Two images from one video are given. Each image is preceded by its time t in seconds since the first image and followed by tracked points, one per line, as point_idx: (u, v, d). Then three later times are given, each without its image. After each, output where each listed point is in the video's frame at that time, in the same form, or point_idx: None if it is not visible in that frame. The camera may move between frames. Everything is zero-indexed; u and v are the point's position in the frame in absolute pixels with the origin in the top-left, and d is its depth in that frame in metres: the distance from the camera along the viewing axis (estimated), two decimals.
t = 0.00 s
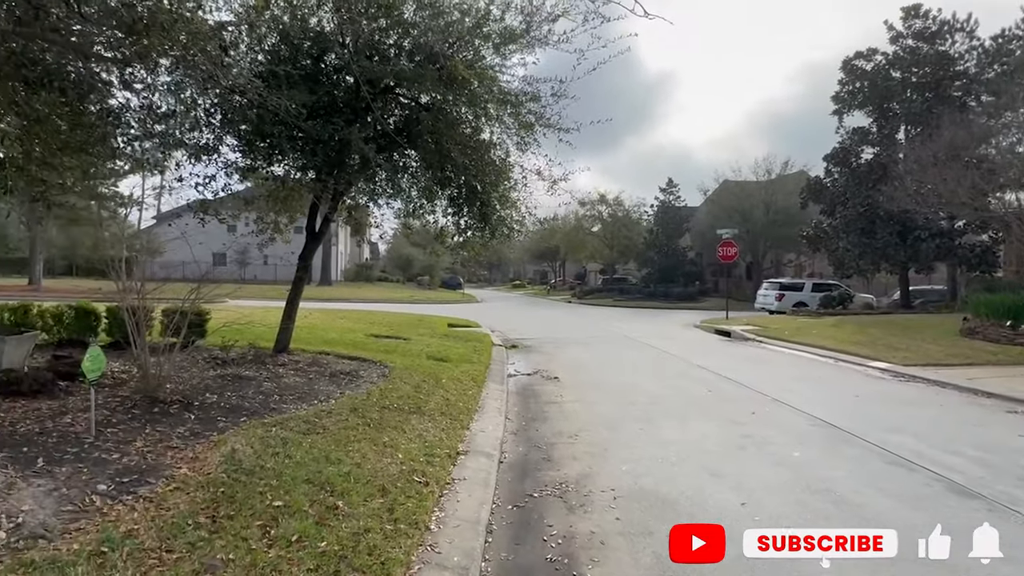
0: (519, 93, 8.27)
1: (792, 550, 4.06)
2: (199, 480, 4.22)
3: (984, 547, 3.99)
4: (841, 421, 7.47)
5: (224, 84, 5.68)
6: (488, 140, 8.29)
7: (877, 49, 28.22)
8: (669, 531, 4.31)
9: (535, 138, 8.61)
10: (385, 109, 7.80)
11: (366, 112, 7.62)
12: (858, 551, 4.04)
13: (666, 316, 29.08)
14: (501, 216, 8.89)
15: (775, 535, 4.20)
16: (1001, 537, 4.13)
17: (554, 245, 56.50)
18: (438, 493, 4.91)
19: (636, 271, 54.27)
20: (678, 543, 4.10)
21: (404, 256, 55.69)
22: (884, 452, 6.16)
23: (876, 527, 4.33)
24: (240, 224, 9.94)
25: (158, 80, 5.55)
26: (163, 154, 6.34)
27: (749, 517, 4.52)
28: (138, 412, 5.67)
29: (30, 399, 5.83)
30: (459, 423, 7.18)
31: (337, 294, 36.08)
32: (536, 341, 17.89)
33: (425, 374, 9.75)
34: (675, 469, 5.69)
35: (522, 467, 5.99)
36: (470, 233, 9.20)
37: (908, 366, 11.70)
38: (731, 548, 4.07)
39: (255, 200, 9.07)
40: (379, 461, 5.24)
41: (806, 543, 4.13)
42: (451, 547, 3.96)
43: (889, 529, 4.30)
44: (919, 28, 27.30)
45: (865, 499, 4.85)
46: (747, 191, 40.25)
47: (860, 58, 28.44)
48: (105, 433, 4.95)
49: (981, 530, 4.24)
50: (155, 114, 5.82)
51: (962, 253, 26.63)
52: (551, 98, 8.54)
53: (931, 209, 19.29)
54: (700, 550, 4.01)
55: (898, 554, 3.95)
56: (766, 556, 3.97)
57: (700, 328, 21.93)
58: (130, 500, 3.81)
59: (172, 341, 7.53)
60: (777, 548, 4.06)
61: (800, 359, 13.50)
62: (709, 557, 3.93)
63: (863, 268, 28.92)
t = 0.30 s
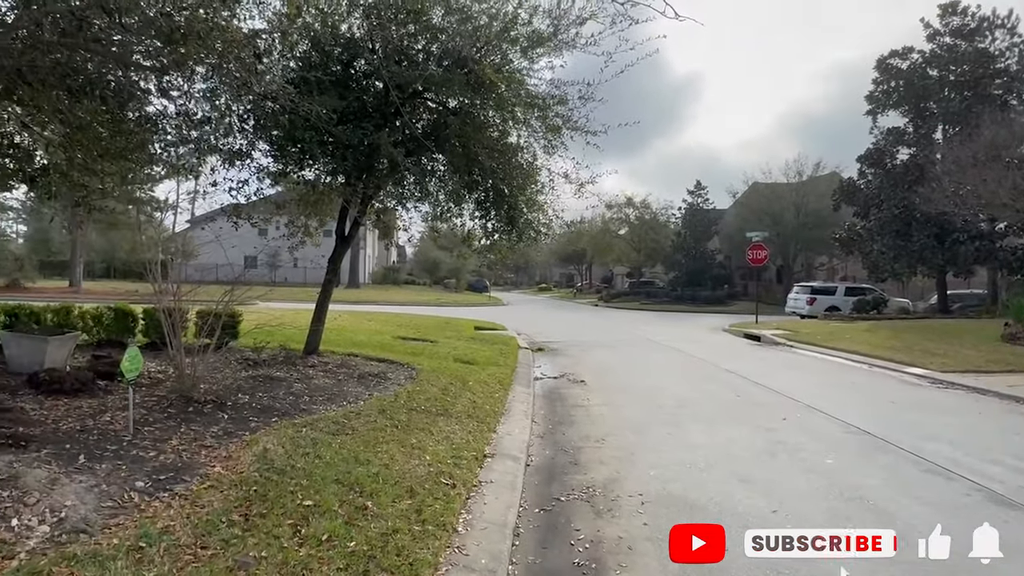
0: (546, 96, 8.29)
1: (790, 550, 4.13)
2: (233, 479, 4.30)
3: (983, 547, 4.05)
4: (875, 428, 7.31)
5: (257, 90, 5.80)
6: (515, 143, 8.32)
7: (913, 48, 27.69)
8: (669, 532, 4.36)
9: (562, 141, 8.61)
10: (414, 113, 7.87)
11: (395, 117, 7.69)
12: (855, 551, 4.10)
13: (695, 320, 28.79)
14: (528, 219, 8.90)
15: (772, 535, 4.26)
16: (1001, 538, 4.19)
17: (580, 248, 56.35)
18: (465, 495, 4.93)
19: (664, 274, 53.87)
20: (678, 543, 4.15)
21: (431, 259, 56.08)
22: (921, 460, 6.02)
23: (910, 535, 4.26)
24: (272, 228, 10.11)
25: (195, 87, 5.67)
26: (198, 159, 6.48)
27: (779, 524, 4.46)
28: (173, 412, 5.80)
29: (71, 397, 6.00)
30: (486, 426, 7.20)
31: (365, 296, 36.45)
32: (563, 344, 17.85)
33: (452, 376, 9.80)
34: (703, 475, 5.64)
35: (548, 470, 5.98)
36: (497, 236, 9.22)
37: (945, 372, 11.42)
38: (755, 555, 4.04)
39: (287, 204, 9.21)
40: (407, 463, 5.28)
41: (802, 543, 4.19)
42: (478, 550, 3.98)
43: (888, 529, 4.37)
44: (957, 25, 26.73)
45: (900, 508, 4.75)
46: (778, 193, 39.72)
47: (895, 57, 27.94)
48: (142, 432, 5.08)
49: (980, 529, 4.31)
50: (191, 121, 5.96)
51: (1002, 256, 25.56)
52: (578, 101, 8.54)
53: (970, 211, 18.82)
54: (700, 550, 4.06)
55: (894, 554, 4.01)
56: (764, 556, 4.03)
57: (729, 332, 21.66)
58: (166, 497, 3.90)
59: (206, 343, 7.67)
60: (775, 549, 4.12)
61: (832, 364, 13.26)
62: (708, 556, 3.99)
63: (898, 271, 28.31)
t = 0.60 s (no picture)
0: (559, 96, 8.27)
1: (790, 550, 4.14)
2: (247, 478, 4.33)
3: (983, 547, 4.08)
4: (892, 432, 7.23)
5: (273, 92, 5.85)
6: (528, 144, 8.31)
7: (931, 47, 27.38)
8: (669, 533, 4.35)
9: (576, 142, 8.60)
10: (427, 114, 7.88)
11: (408, 119, 7.71)
12: (854, 551, 4.12)
13: (708, 322, 28.61)
14: (540, 220, 8.88)
15: (771, 535, 4.28)
16: (1000, 538, 4.23)
17: (593, 249, 56.23)
18: (477, 496, 4.92)
19: (676, 276, 53.62)
20: (679, 543, 4.14)
21: (443, 260, 56.19)
22: (939, 465, 5.94)
23: (925, 540, 4.21)
24: (286, 228, 10.16)
25: (211, 88, 5.71)
26: (214, 160, 6.53)
27: (794, 529, 4.41)
28: (188, 411, 5.83)
29: (89, 395, 6.07)
30: (498, 427, 7.19)
31: (378, 297, 36.57)
32: (575, 346, 17.79)
33: (464, 377, 9.80)
34: (717, 478, 5.60)
35: (561, 472, 5.96)
36: (510, 237, 9.21)
37: (963, 376, 11.27)
38: (759, 557, 4.03)
39: (301, 204, 9.25)
40: (419, 463, 5.29)
41: (802, 544, 4.20)
42: (491, 551, 3.98)
43: (887, 529, 4.39)
44: (976, 24, 26.40)
45: (916, 513, 4.69)
46: (793, 194, 39.42)
47: (912, 57, 27.64)
48: (158, 430, 5.12)
49: (979, 530, 4.35)
50: (206, 122, 5.98)
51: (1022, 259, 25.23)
52: (591, 101, 8.52)
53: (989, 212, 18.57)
54: (700, 550, 4.05)
55: (893, 553, 4.03)
56: (764, 556, 4.04)
57: (743, 334, 21.51)
58: (181, 495, 3.93)
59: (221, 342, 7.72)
60: (773, 549, 4.13)
61: (848, 367, 13.13)
62: (708, 557, 3.98)
63: (915, 273, 27.99)
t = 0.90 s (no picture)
0: (555, 95, 8.26)
1: (785, 550, 4.14)
2: (237, 477, 4.29)
3: (983, 547, 4.08)
4: (886, 432, 7.23)
5: (266, 88, 5.81)
6: (523, 143, 8.28)
7: (926, 48, 27.43)
8: (669, 532, 4.35)
9: (571, 141, 8.58)
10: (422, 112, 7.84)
11: (402, 117, 7.67)
12: (849, 550, 4.12)
13: (703, 322, 28.65)
14: (535, 219, 8.84)
15: (766, 535, 4.28)
16: (999, 538, 4.22)
17: (589, 249, 56.24)
18: (470, 495, 4.90)
19: (672, 276, 53.68)
20: (678, 543, 4.15)
21: (439, 259, 56.11)
22: (934, 465, 5.94)
23: (923, 541, 4.20)
24: (280, 226, 10.11)
25: (203, 85, 5.66)
26: (207, 158, 6.49)
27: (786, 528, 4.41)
28: (179, 409, 5.80)
29: (78, 393, 6.03)
30: (492, 426, 7.17)
31: (373, 296, 36.52)
32: (570, 345, 17.78)
33: (458, 376, 9.77)
34: (711, 478, 5.59)
35: (554, 471, 5.95)
36: (505, 236, 9.18)
37: (958, 376, 11.29)
38: (756, 557, 4.03)
39: (295, 203, 9.21)
40: (412, 463, 5.26)
41: (798, 543, 4.20)
42: (483, 551, 3.95)
43: (889, 529, 4.40)
44: (972, 25, 26.45)
45: (909, 513, 4.69)
46: (789, 195, 39.51)
47: (908, 58, 27.70)
48: (148, 429, 5.07)
49: (983, 530, 4.34)
50: (199, 118, 5.92)
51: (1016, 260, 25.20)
52: (587, 100, 8.51)
53: (984, 213, 18.62)
54: (700, 550, 4.06)
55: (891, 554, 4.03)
56: (759, 556, 4.04)
57: (738, 334, 21.54)
58: (170, 494, 3.90)
59: (213, 340, 7.67)
60: (768, 549, 4.14)
61: (842, 367, 13.15)
62: (707, 557, 4.00)
63: (909, 274, 28.07)
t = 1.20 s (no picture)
0: (534, 93, 8.24)
1: (785, 550, 4.09)
2: (207, 477, 4.21)
3: (984, 547, 4.04)
4: (859, 429, 7.32)
5: (241, 82, 5.72)
6: (502, 140, 8.25)
7: (901, 51, 27.85)
8: (669, 532, 4.30)
9: (550, 139, 8.57)
10: (400, 108, 7.77)
11: (380, 113, 7.58)
12: (851, 551, 4.08)
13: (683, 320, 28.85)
14: (514, 216, 8.80)
15: (767, 535, 4.24)
16: (1000, 539, 4.19)
17: (570, 247, 56.37)
18: (446, 494, 4.86)
19: (653, 275, 54.00)
20: (678, 543, 4.10)
21: (421, 256, 55.88)
22: (906, 461, 6.01)
23: (924, 542, 4.16)
24: (256, 223, 9.97)
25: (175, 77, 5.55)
26: (180, 153, 6.37)
27: (761, 524, 4.44)
28: (149, 409, 5.69)
29: (45, 393, 5.89)
30: (470, 425, 7.12)
31: (354, 294, 36.28)
32: (550, 343, 17.79)
33: (437, 374, 9.72)
34: (687, 475, 5.61)
35: (532, 469, 5.93)
36: (484, 233, 9.14)
37: (930, 373, 11.47)
38: (758, 557, 3.99)
39: (271, 199, 9.08)
40: (387, 462, 5.21)
41: (798, 544, 4.16)
42: (458, 550, 3.92)
43: (890, 529, 4.37)
44: (944, 29, 26.86)
45: (881, 508, 4.75)
46: (767, 195, 39.94)
47: (883, 60, 28.10)
48: (116, 429, 4.97)
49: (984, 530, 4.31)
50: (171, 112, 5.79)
51: (986, 259, 25.90)
52: (566, 98, 8.49)
53: (956, 213, 18.95)
54: (700, 550, 4.01)
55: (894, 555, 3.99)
56: (761, 557, 4.00)
57: (717, 332, 21.70)
58: (136, 496, 3.81)
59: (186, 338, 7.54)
60: (768, 549, 4.09)
61: (818, 365, 13.31)
62: (708, 557, 3.95)
63: (884, 273, 28.51)
